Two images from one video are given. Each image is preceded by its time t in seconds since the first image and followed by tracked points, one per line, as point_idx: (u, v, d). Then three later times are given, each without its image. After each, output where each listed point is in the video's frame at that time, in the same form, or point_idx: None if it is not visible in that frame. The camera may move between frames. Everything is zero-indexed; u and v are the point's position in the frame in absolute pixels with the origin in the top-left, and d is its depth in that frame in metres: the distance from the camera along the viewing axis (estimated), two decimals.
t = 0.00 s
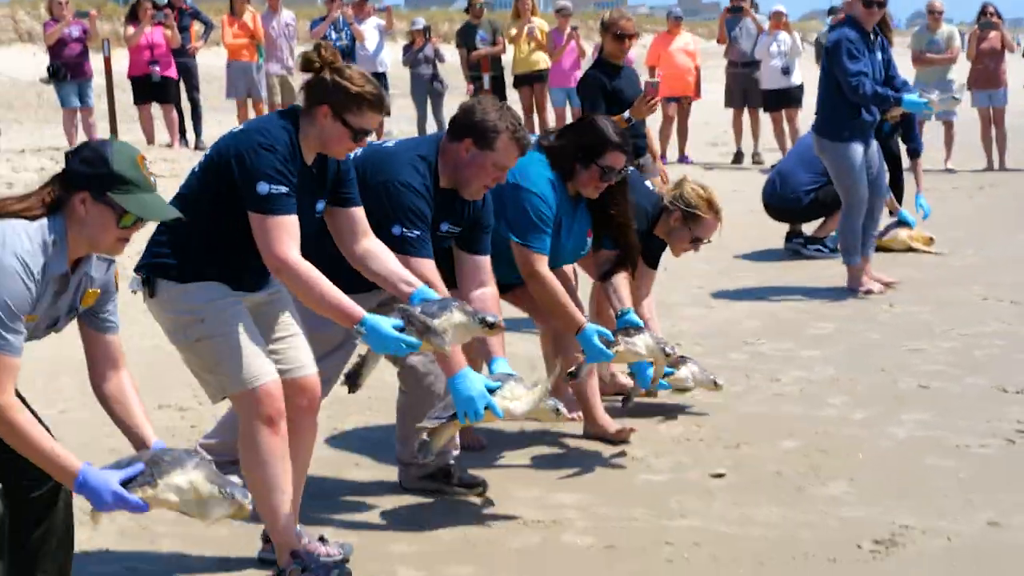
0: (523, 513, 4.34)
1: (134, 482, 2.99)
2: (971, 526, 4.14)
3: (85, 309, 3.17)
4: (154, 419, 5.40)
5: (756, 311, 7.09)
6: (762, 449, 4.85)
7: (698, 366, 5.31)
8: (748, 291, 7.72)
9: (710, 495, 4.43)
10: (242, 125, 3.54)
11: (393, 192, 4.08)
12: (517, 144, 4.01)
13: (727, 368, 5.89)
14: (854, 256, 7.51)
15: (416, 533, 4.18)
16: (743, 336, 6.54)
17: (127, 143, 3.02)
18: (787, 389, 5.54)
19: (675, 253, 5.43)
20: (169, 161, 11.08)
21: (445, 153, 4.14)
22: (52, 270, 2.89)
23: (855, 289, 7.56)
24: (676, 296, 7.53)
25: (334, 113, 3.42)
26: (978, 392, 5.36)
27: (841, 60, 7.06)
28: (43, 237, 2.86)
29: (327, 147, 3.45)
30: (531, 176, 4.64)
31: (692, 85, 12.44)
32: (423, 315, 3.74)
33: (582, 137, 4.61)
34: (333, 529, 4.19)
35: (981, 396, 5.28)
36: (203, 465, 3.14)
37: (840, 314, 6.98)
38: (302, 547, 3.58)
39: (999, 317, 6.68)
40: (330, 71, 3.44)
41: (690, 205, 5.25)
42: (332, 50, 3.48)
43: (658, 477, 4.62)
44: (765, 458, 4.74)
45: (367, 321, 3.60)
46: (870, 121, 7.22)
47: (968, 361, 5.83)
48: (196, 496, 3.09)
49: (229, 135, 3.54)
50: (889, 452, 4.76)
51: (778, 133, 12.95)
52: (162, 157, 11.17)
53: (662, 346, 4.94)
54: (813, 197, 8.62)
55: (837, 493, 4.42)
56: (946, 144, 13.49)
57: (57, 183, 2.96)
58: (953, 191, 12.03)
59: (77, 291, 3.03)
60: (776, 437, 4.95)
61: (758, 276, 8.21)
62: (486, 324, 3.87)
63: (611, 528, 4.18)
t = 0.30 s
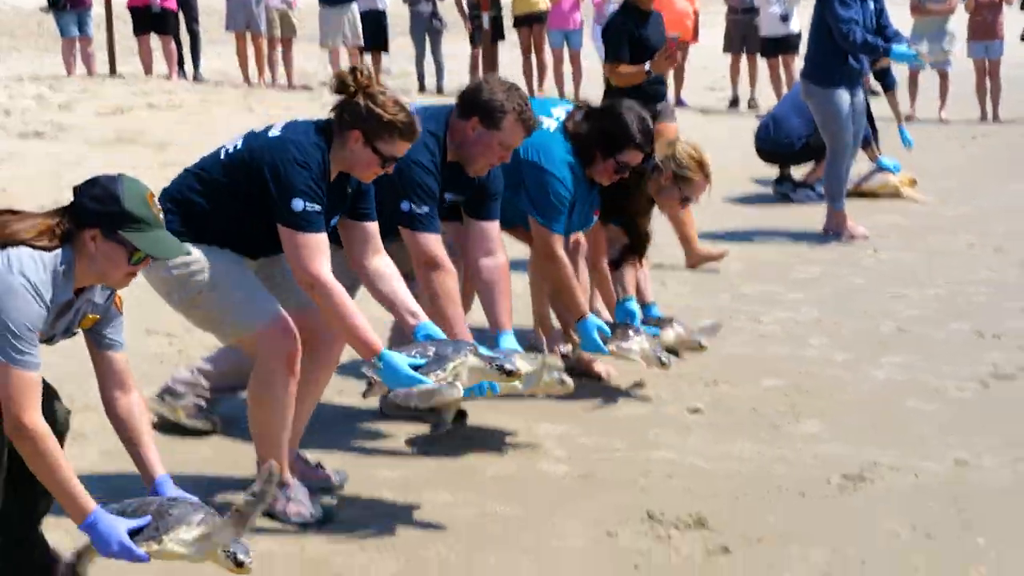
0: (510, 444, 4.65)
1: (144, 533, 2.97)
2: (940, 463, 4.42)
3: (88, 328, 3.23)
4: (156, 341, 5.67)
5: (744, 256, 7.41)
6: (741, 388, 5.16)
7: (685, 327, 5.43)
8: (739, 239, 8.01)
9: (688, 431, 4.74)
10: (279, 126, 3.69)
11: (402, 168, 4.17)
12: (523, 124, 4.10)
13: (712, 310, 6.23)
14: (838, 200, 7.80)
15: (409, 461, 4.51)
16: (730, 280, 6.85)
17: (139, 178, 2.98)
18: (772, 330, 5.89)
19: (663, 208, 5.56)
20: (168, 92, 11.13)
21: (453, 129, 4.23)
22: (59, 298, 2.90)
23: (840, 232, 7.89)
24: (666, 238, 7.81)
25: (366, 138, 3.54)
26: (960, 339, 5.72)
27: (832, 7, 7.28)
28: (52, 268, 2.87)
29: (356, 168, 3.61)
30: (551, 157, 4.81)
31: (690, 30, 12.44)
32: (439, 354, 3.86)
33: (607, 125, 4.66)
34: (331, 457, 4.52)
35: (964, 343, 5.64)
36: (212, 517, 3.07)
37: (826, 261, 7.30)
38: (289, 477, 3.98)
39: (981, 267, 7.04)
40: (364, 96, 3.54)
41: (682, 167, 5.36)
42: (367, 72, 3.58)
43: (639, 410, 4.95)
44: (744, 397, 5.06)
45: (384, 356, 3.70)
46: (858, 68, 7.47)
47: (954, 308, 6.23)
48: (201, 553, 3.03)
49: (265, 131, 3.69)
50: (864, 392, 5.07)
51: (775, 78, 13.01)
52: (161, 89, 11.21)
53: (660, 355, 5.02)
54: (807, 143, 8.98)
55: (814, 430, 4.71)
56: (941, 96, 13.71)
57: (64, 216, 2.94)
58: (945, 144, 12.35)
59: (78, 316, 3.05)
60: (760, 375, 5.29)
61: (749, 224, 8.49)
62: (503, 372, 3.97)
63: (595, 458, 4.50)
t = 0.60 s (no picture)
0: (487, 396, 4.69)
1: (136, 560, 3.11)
2: (914, 414, 4.48)
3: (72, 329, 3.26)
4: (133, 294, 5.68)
5: (724, 209, 7.44)
6: (717, 339, 5.21)
7: (668, 285, 5.61)
8: (719, 190, 8.04)
9: (664, 381, 4.79)
10: (284, 159, 3.81)
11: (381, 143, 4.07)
12: (501, 104, 4.05)
13: (689, 261, 6.27)
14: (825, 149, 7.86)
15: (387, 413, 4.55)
16: (709, 231, 6.88)
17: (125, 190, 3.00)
18: (748, 281, 5.94)
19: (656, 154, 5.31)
20: (147, 40, 11.01)
21: (435, 107, 4.15)
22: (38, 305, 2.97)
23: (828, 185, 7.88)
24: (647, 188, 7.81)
25: (367, 177, 3.63)
26: (937, 290, 5.77)
27: None
28: (31, 274, 2.93)
29: (357, 207, 3.71)
30: (549, 126, 4.78)
31: None
32: (444, 399, 4.04)
33: (607, 99, 4.67)
34: (313, 411, 4.56)
35: (940, 294, 5.69)
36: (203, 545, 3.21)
37: (806, 212, 7.34)
38: (277, 428, 4.08)
39: (959, 218, 7.12)
40: (365, 134, 3.63)
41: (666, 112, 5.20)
42: (366, 111, 3.67)
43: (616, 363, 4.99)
44: (720, 348, 5.10)
45: (393, 400, 3.88)
46: (841, 17, 7.50)
47: (928, 258, 6.30)
48: None
49: (270, 165, 3.81)
50: (839, 342, 5.12)
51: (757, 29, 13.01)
52: (140, 37, 11.08)
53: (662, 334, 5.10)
54: (786, 89, 9.02)
55: (787, 380, 4.77)
56: (924, 47, 13.75)
57: (46, 222, 2.96)
58: (927, 98, 12.42)
59: (59, 319, 3.13)
60: (734, 327, 5.32)
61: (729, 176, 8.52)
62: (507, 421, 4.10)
63: (572, 409, 4.55)
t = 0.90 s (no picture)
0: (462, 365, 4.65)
1: (137, 543, 3.23)
2: (893, 383, 4.47)
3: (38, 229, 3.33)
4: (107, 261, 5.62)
5: (705, 178, 7.42)
6: (697, 307, 5.19)
7: (666, 256, 5.51)
8: (701, 161, 8.01)
9: (643, 349, 4.77)
10: (266, 170, 3.74)
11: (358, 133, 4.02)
12: (473, 87, 3.98)
13: (669, 229, 6.23)
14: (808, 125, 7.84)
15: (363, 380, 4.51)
16: (690, 201, 6.84)
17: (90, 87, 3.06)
18: (728, 250, 5.92)
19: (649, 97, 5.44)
20: (125, 8, 10.87)
21: (407, 91, 4.08)
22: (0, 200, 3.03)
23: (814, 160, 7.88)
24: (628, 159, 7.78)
25: (352, 189, 3.58)
26: (916, 258, 5.77)
27: None
28: None
29: (343, 217, 3.66)
30: (543, 101, 4.71)
31: None
32: (433, 409, 4.03)
33: (601, 77, 4.64)
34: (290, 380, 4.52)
35: (918, 262, 5.70)
36: (198, 513, 3.33)
37: (787, 182, 7.31)
38: (256, 395, 4.04)
39: (939, 187, 7.12)
40: (349, 146, 3.57)
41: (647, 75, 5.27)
42: (348, 121, 3.61)
43: (595, 331, 4.97)
44: (700, 316, 5.08)
45: (382, 410, 3.87)
46: None
47: (909, 227, 6.29)
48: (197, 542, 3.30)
49: (252, 176, 3.75)
50: (819, 311, 5.10)
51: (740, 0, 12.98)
52: (117, 4, 10.94)
53: (671, 309, 5.00)
54: (771, 56, 8.95)
55: (766, 349, 4.75)
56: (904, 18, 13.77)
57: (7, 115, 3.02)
58: (909, 71, 12.42)
59: (26, 217, 3.19)
60: (714, 295, 5.30)
61: (712, 150, 8.49)
62: (501, 433, 4.06)
63: (550, 378, 4.52)
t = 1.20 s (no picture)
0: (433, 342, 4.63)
1: (140, 517, 3.23)
2: (866, 364, 4.47)
3: None
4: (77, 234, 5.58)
5: (684, 158, 7.41)
6: (673, 286, 5.18)
7: (659, 236, 5.54)
8: (681, 142, 7.99)
9: (618, 327, 4.76)
10: (239, 138, 3.70)
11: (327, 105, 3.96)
12: (449, 62, 3.92)
13: (646, 209, 6.22)
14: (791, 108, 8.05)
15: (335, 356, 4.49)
16: (668, 181, 6.83)
17: None
18: (706, 229, 5.91)
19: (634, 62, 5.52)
20: None
21: (385, 67, 4.05)
22: None
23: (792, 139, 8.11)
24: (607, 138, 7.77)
25: (332, 161, 3.55)
26: (891, 239, 5.79)
27: None
28: None
29: (322, 186, 3.64)
30: (527, 71, 4.67)
31: None
32: (407, 390, 3.98)
33: (585, 47, 4.56)
34: (263, 356, 4.49)
35: (893, 243, 5.72)
36: (195, 488, 3.36)
37: (766, 163, 7.30)
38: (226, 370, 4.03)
39: (917, 169, 7.15)
40: (325, 118, 3.51)
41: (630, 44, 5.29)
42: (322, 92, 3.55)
43: (570, 309, 4.95)
44: (676, 296, 5.08)
45: (360, 377, 3.84)
46: None
47: (885, 208, 6.30)
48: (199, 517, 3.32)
49: (225, 145, 3.71)
50: (794, 292, 5.10)
51: None
52: None
53: (648, 287, 4.97)
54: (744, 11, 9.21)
55: (740, 329, 4.75)
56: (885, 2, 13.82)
57: None
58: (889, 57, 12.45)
59: None
60: (690, 275, 5.30)
61: (691, 132, 8.48)
62: (473, 411, 3.99)
63: (524, 355, 4.48)
